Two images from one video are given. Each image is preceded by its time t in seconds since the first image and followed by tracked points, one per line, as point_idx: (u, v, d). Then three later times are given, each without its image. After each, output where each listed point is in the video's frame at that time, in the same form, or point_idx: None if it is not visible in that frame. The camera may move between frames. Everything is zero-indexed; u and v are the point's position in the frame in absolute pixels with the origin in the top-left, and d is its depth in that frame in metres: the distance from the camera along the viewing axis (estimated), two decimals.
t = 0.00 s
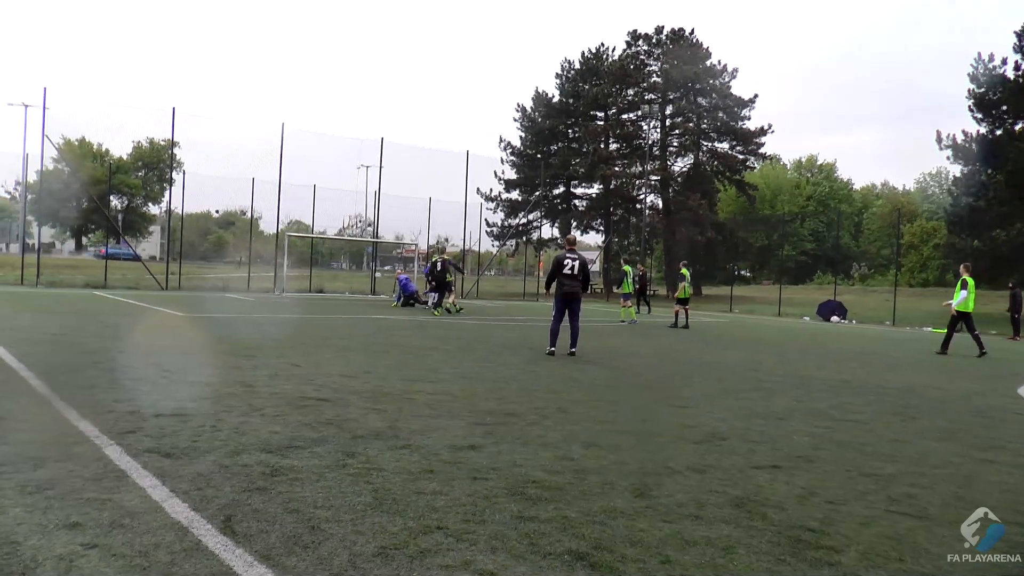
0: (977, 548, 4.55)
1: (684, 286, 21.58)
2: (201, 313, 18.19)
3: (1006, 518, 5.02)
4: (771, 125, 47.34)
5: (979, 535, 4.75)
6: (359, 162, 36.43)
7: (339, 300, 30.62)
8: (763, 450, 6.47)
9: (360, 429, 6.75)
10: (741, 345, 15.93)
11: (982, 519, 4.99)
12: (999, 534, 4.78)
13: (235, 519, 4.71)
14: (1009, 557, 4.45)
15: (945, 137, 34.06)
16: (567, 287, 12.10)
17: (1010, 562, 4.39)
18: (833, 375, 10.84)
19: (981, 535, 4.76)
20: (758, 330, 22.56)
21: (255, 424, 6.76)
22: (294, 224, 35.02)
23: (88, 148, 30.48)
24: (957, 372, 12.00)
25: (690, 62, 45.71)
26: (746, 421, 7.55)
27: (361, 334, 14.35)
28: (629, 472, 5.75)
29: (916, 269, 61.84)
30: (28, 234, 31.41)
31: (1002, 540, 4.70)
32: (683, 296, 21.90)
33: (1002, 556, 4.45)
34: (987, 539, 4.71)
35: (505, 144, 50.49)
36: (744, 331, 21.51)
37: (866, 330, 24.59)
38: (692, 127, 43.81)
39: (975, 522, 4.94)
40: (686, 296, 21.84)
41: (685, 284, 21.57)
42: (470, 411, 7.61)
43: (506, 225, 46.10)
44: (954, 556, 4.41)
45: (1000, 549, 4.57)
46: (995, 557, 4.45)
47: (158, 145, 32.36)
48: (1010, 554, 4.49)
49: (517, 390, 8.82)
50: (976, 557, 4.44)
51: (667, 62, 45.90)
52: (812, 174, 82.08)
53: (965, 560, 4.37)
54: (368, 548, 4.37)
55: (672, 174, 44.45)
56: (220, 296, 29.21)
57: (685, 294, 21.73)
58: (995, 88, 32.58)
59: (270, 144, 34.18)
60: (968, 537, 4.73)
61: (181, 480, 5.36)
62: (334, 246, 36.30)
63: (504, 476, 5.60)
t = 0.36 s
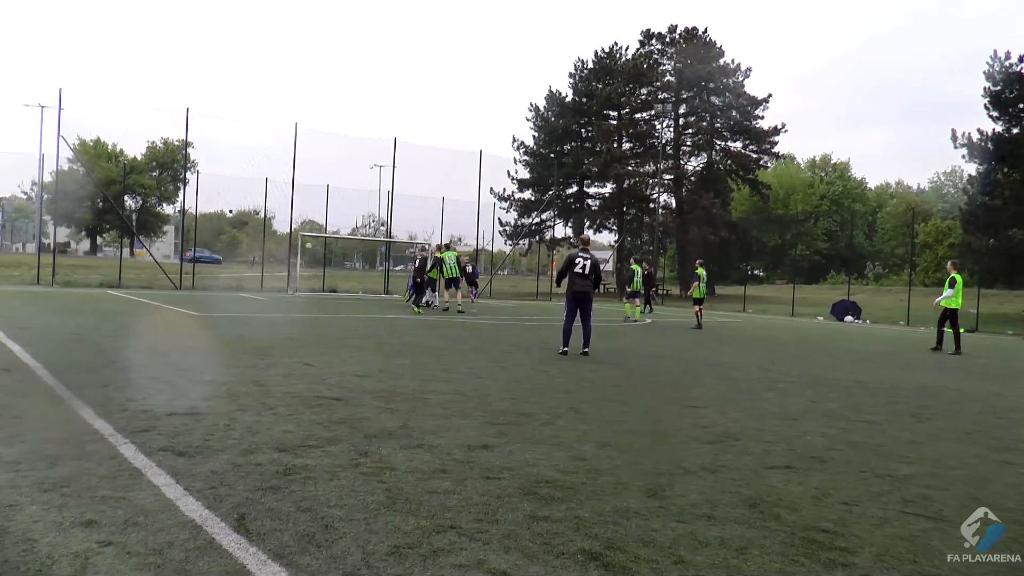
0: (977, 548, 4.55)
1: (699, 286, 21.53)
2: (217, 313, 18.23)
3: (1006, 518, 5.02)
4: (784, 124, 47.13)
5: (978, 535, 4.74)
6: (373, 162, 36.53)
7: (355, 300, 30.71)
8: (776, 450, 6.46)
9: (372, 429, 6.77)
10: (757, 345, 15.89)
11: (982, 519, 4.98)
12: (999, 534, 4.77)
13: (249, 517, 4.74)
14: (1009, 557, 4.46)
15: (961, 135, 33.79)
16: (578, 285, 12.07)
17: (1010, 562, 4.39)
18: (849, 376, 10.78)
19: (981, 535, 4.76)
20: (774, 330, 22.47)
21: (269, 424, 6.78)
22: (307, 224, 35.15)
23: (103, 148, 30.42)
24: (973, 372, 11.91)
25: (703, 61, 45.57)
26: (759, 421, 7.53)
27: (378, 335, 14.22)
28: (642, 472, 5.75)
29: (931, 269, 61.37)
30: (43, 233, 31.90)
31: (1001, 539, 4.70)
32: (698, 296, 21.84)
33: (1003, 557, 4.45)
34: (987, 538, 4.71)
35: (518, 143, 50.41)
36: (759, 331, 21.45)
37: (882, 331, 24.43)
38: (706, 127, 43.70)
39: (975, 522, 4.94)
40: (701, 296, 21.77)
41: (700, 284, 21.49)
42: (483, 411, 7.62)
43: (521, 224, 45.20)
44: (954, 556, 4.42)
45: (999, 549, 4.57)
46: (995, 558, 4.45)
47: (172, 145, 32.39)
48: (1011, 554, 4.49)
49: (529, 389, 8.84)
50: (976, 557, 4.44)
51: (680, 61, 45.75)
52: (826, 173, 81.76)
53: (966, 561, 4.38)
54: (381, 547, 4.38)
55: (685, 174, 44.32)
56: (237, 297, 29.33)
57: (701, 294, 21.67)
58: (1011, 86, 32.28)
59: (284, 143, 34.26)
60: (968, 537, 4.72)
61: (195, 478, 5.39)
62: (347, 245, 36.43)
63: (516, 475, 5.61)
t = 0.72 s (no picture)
0: (977, 548, 4.54)
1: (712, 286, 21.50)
2: (231, 313, 18.30)
3: (1007, 519, 5.00)
4: (796, 123, 46.99)
5: (978, 535, 4.74)
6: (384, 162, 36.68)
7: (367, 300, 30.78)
8: (788, 451, 6.44)
9: (384, 429, 6.78)
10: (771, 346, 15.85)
11: (981, 519, 4.98)
12: (998, 534, 4.77)
13: (261, 517, 4.75)
14: (1009, 557, 4.45)
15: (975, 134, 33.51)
16: (590, 286, 12.06)
17: (1010, 562, 4.38)
18: (863, 376, 10.73)
19: (980, 535, 4.75)
20: (787, 330, 22.38)
21: (281, 424, 6.80)
22: (320, 224, 35.26)
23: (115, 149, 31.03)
24: (987, 373, 11.82)
25: (715, 61, 45.48)
26: (772, 422, 7.51)
27: (389, 335, 14.26)
28: (654, 473, 5.74)
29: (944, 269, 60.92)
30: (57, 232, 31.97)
31: (1000, 540, 4.69)
32: (711, 296, 21.79)
33: (1003, 557, 4.44)
34: (987, 539, 4.71)
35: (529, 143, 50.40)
36: (773, 331, 21.39)
37: (897, 331, 24.29)
38: (717, 127, 43.66)
39: (975, 522, 4.94)
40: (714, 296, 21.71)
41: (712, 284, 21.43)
42: (495, 411, 7.62)
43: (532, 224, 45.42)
44: (953, 556, 4.42)
45: (999, 549, 4.57)
46: (995, 557, 4.44)
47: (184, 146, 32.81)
48: (1010, 555, 4.48)
49: (541, 389, 8.84)
50: (976, 557, 4.44)
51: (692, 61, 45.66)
52: (839, 173, 81.47)
53: (966, 560, 4.38)
54: (393, 546, 4.39)
55: (697, 173, 44.25)
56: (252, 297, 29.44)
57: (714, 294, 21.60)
58: None
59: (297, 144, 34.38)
60: (968, 537, 4.72)
61: (208, 477, 5.42)
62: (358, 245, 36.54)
63: (528, 475, 5.61)
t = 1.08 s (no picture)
0: (977, 548, 4.54)
1: (724, 286, 21.43)
2: (245, 313, 18.36)
3: (1008, 519, 4.99)
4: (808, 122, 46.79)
5: (978, 535, 4.74)
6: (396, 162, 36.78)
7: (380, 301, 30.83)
8: (800, 451, 6.42)
9: (397, 429, 6.80)
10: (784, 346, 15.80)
11: (982, 520, 4.97)
12: (999, 535, 4.76)
13: (273, 516, 4.77)
14: (1009, 557, 4.45)
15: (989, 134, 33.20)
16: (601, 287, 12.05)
17: (1010, 562, 4.38)
18: (876, 376, 10.67)
19: (981, 535, 4.74)
20: (801, 330, 22.29)
21: (293, 423, 6.83)
22: (332, 224, 35.34)
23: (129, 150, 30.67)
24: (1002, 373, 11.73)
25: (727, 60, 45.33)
26: (785, 423, 7.49)
27: (401, 335, 14.29)
28: (666, 474, 5.73)
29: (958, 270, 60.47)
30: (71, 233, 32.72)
31: (1002, 540, 4.68)
32: (723, 297, 21.72)
33: (1003, 557, 4.44)
34: (987, 539, 4.70)
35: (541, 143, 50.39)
36: (786, 331, 21.30)
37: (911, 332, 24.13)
38: (729, 127, 43.58)
39: (975, 522, 4.92)
40: (726, 296, 21.64)
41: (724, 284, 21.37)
42: (506, 411, 7.63)
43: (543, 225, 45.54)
44: (954, 556, 4.41)
45: (1000, 549, 4.56)
46: (995, 557, 4.44)
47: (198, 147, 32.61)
48: (1012, 555, 4.47)
49: (554, 390, 8.84)
50: (976, 557, 4.43)
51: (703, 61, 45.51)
52: (851, 173, 81.09)
53: (967, 561, 4.38)
54: (404, 546, 4.40)
55: (709, 173, 44.14)
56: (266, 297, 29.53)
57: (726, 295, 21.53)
58: None
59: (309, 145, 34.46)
60: (968, 537, 4.71)
61: (221, 477, 5.44)
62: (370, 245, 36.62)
63: (540, 476, 5.61)
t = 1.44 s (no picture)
0: (977, 549, 4.52)
1: (741, 287, 21.31)
2: (262, 313, 18.47)
3: (1007, 520, 4.94)
4: (825, 121, 46.51)
5: (977, 535, 4.69)
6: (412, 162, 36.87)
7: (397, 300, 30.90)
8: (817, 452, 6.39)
9: (413, 429, 6.82)
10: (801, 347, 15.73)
11: (982, 519, 4.90)
12: (998, 534, 4.71)
13: (289, 515, 4.81)
14: (1008, 557, 4.42)
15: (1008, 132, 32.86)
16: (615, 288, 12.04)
17: (1010, 562, 4.36)
18: (895, 377, 10.60)
19: (980, 535, 4.70)
20: (819, 331, 22.15)
21: (309, 423, 6.86)
22: (347, 224, 35.44)
23: (145, 150, 31.42)
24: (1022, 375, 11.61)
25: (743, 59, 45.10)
26: (803, 423, 7.45)
27: (415, 335, 14.31)
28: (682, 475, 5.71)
29: (976, 269, 59.96)
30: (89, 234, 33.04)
31: (1002, 540, 4.65)
32: (740, 297, 21.61)
33: (1003, 558, 4.42)
34: (986, 538, 4.66)
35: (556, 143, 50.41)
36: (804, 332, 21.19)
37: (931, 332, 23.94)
38: (745, 126, 43.40)
39: (976, 522, 4.85)
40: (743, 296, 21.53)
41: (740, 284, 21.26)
42: (522, 411, 7.63)
43: (559, 225, 45.58)
44: (953, 556, 4.41)
45: (998, 549, 4.54)
46: (994, 558, 4.43)
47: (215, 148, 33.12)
48: (1012, 555, 4.45)
49: (570, 390, 8.83)
50: (976, 557, 4.43)
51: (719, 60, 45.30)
52: (868, 172, 80.57)
53: (964, 561, 4.37)
54: (420, 546, 4.41)
55: (724, 173, 43.99)
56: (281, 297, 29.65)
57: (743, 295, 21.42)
58: None
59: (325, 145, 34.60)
60: (968, 537, 4.68)
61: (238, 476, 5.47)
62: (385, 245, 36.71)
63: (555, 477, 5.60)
